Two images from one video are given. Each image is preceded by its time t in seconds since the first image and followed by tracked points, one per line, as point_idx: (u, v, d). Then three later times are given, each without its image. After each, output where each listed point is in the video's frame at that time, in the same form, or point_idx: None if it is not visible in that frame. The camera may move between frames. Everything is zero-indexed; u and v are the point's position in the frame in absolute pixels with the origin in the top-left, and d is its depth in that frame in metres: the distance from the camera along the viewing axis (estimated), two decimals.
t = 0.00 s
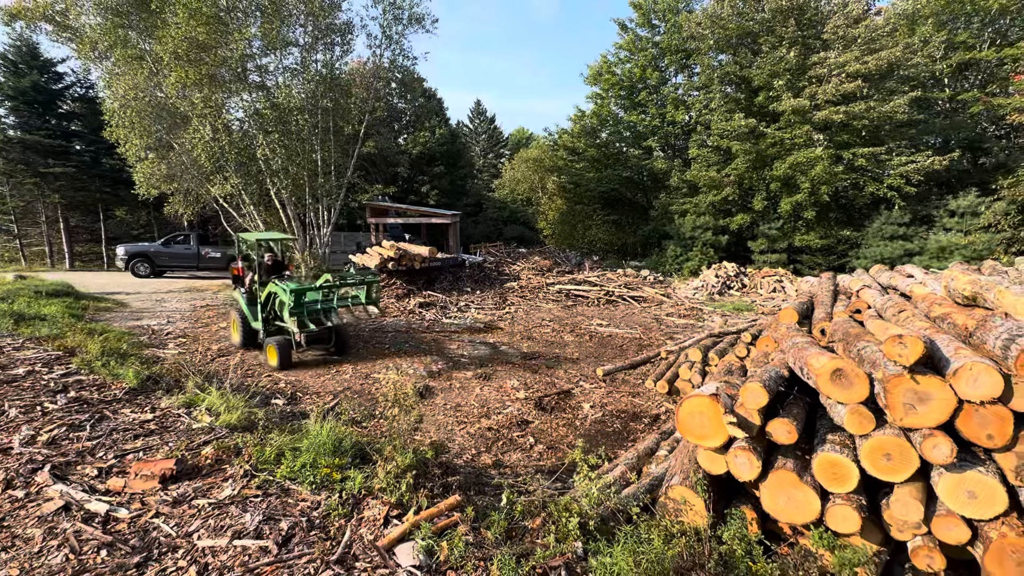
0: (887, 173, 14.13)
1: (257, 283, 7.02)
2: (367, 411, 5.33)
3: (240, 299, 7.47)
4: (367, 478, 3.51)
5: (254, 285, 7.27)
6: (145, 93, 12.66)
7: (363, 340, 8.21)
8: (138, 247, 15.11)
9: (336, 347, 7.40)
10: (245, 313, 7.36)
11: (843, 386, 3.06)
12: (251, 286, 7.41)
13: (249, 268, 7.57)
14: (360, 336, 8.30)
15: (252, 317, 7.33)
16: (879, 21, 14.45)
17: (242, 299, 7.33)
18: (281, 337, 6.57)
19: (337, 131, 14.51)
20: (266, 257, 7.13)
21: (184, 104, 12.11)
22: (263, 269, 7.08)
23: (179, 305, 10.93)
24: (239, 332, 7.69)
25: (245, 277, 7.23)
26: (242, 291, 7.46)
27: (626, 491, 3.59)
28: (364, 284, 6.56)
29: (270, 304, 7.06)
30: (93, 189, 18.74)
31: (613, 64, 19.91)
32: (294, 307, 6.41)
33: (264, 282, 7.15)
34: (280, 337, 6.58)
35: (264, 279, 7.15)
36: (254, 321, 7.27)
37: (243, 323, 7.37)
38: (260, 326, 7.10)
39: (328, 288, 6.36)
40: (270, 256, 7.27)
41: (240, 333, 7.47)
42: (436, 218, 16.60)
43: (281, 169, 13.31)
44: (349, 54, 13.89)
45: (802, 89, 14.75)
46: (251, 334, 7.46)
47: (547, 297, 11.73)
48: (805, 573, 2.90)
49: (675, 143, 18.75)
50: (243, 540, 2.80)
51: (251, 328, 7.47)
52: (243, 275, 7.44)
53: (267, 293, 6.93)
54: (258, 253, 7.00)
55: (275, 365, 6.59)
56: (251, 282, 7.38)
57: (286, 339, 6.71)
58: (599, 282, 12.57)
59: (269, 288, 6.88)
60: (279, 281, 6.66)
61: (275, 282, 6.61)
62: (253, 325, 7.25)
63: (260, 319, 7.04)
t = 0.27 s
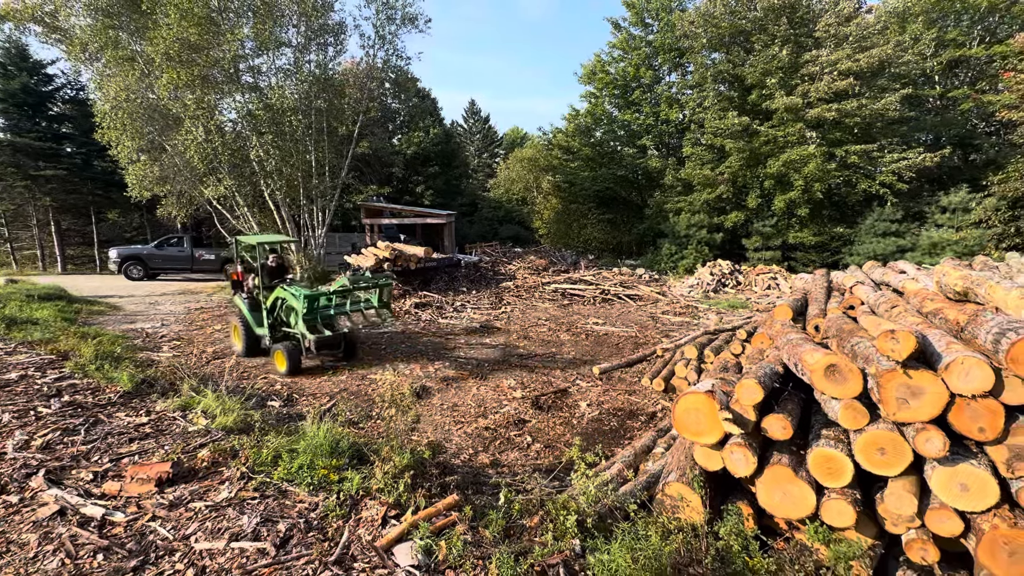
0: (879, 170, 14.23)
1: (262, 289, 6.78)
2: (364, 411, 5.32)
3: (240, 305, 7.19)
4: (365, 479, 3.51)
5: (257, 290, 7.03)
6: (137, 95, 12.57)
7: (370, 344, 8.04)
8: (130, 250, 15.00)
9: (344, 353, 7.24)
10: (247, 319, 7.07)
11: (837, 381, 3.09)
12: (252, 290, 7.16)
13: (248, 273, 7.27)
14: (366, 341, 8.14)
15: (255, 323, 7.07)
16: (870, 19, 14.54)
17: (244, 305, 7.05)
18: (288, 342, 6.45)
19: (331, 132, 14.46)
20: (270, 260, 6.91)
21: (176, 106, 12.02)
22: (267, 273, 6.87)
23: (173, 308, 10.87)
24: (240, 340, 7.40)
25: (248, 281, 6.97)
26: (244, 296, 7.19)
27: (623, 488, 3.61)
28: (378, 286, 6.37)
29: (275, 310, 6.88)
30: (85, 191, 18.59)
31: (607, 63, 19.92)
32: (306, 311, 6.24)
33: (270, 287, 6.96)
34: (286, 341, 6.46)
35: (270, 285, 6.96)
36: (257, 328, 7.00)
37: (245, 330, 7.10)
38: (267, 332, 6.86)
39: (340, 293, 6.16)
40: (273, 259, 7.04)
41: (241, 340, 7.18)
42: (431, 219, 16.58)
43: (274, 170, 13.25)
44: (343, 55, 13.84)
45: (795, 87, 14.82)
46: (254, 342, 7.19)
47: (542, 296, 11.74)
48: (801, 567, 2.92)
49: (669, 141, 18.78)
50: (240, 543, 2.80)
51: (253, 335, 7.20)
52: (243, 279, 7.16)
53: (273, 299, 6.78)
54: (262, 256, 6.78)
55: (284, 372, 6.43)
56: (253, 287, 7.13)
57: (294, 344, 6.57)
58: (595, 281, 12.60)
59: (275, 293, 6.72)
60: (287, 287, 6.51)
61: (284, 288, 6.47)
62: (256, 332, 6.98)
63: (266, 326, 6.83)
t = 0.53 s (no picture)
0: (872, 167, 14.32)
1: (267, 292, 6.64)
2: (360, 411, 5.32)
3: (245, 308, 7.07)
4: (362, 478, 3.51)
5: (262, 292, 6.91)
6: (128, 95, 12.47)
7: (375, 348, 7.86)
8: (124, 251, 14.90)
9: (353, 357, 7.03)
10: (253, 323, 6.91)
11: (831, 376, 3.12)
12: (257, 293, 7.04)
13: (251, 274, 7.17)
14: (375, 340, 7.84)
15: (260, 326, 6.91)
16: (863, 17, 14.62)
17: (248, 308, 6.92)
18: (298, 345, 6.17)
19: (325, 131, 14.41)
20: (273, 260, 6.79)
21: (168, 106, 11.93)
22: (271, 274, 6.76)
23: (167, 309, 10.81)
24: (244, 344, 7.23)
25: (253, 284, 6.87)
26: (248, 299, 7.07)
27: (620, 485, 3.63)
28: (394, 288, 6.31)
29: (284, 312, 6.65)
30: (77, 193, 18.45)
31: (601, 61, 19.92)
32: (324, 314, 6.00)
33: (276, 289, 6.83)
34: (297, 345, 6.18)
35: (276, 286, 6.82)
36: (262, 331, 6.86)
37: (250, 333, 6.93)
38: (275, 336, 6.69)
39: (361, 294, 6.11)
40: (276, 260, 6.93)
41: (245, 344, 7.01)
42: (426, 218, 16.53)
43: (269, 170, 13.18)
44: (336, 54, 13.79)
45: (788, 85, 14.88)
46: (258, 346, 7.01)
47: (539, 295, 11.75)
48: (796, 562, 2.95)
49: (664, 139, 18.76)
50: (237, 543, 2.79)
51: (257, 339, 7.03)
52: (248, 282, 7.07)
53: (283, 301, 6.53)
54: (265, 256, 6.67)
55: (293, 376, 6.23)
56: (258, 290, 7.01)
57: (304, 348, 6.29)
58: (591, 279, 12.61)
59: (286, 296, 6.48)
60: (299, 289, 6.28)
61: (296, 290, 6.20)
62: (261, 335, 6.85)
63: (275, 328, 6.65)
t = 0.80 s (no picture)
0: (866, 164, 14.39)
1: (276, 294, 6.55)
2: (357, 411, 5.31)
3: (251, 311, 6.96)
4: (360, 478, 3.51)
5: (268, 294, 6.83)
6: (121, 94, 12.37)
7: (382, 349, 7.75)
8: (117, 252, 14.80)
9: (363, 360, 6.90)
10: (259, 327, 6.79)
11: (827, 372, 3.13)
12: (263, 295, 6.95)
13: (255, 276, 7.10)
14: (376, 335, 7.71)
15: (267, 329, 6.80)
16: (856, 15, 14.66)
17: (255, 311, 6.82)
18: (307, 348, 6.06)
19: (320, 130, 14.35)
20: (279, 261, 6.71)
21: (161, 105, 11.84)
22: (278, 275, 6.68)
23: (162, 310, 10.75)
24: (249, 348, 7.06)
25: (259, 285, 6.78)
26: (254, 302, 6.97)
27: (618, 482, 3.64)
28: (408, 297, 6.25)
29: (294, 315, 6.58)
30: (70, 193, 18.32)
31: (596, 59, 19.89)
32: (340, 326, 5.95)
33: (284, 291, 6.75)
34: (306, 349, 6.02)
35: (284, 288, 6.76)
36: (269, 334, 6.75)
37: (256, 336, 6.79)
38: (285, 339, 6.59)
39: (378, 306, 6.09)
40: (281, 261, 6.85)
41: (251, 348, 6.85)
42: (422, 216, 16.49)
43: (263, 169, 13.11)
44: (331, 52, 13.73)
45: (783, 82, 14.92)
46: (264, 349, 6.86)
47: (535, 293, 11.75)
48: (792, 557, 2.98)
49: (659, 137, 18.73)
50: (235, 544, 2.79)
51: (264, 341, 6.89)
52: (254, 284, 7.00)
53: (293, 304, 6.47)
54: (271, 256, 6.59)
55: (304, 382, 6.02)
56: (264, 292, 6.92)
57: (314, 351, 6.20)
58: (587, 277, 12.62)
59: (296, 298, 6.44)
60: (313, 294, 6.22)
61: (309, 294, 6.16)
62: (268, 338, 6.73)
63: (284, 330, 6.56)
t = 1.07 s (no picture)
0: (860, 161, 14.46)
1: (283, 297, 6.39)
2: (354, 410, 5.30)
3: (255, 314, 6.75)
4: (357, 477, 3.50)
5: (274, 297, 6.64)
6: (114, 93, 12.28)
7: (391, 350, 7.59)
8: (111, 252, 14.70)
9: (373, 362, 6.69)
10: (264, 331, 6.58)
11: (822, 368, 3.14)
12: (268, 298, 6.76)
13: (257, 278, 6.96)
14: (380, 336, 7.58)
15: (273, 332, 6.59)
16: (851, 12, 14.72)
17: (260, 314, 6.61)
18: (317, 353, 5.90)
19: (315, 129, 14.29)
20: (285, 261, 6.55)
21: (155, 104, 11.75)
22: (284, 276, 6.53)
23: (156, 310, 10.68)
24: (254, 352, 6.84)
25: (264, 287, 6.60)
26: (259, 304, 6.77)
27: (615, 480, 3.65)
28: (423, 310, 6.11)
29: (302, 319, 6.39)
30: (63, 193, 18.18)
31: (592, 57, 19.87)
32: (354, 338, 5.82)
33: (291, 293, 6.57)
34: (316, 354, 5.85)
35: (291, 290, 6.58)
36: (275, 337, 6.56)
37: (262, 340, 6.58)
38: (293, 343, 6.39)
39: (394, 320, 6.01)
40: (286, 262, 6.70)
41: (256, 352, 6.63)
42: (418, 215, 16.45)
43: (258, 168, 13.05)
44: (325, 51, 13.67)
45: (777, 80, 14.97)
46: (270, 353, 6.65)
47: (532, 291, 11.75)
48: (790, 552, 2.99)
49: (655, 135, 18.72)
50: (232, 544, 2.78)
51: (269, 345, 6.68)
52: (258, 286, 6.81)
53: (302, 307, 6.27)
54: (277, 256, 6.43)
55: (314, 387, 5.83)
56: (269, 295, 6.73)
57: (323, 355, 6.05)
58: (584, 275, 12.63)
59: (304, 302, 6.25)
60: (324, 301, 6.04)
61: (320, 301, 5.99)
62: (275, 341, 6.53)
63: (292, 334, 6.38)
